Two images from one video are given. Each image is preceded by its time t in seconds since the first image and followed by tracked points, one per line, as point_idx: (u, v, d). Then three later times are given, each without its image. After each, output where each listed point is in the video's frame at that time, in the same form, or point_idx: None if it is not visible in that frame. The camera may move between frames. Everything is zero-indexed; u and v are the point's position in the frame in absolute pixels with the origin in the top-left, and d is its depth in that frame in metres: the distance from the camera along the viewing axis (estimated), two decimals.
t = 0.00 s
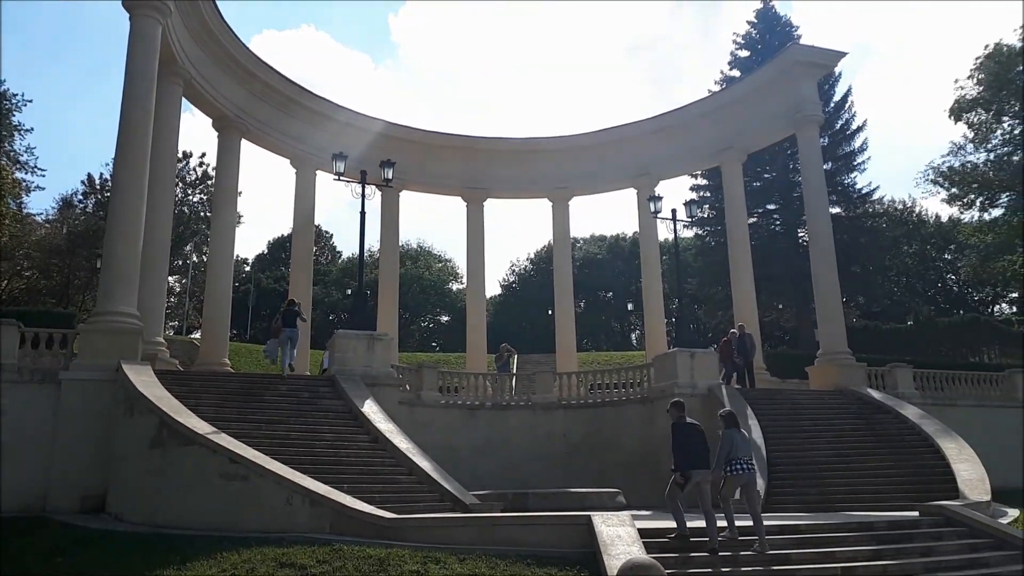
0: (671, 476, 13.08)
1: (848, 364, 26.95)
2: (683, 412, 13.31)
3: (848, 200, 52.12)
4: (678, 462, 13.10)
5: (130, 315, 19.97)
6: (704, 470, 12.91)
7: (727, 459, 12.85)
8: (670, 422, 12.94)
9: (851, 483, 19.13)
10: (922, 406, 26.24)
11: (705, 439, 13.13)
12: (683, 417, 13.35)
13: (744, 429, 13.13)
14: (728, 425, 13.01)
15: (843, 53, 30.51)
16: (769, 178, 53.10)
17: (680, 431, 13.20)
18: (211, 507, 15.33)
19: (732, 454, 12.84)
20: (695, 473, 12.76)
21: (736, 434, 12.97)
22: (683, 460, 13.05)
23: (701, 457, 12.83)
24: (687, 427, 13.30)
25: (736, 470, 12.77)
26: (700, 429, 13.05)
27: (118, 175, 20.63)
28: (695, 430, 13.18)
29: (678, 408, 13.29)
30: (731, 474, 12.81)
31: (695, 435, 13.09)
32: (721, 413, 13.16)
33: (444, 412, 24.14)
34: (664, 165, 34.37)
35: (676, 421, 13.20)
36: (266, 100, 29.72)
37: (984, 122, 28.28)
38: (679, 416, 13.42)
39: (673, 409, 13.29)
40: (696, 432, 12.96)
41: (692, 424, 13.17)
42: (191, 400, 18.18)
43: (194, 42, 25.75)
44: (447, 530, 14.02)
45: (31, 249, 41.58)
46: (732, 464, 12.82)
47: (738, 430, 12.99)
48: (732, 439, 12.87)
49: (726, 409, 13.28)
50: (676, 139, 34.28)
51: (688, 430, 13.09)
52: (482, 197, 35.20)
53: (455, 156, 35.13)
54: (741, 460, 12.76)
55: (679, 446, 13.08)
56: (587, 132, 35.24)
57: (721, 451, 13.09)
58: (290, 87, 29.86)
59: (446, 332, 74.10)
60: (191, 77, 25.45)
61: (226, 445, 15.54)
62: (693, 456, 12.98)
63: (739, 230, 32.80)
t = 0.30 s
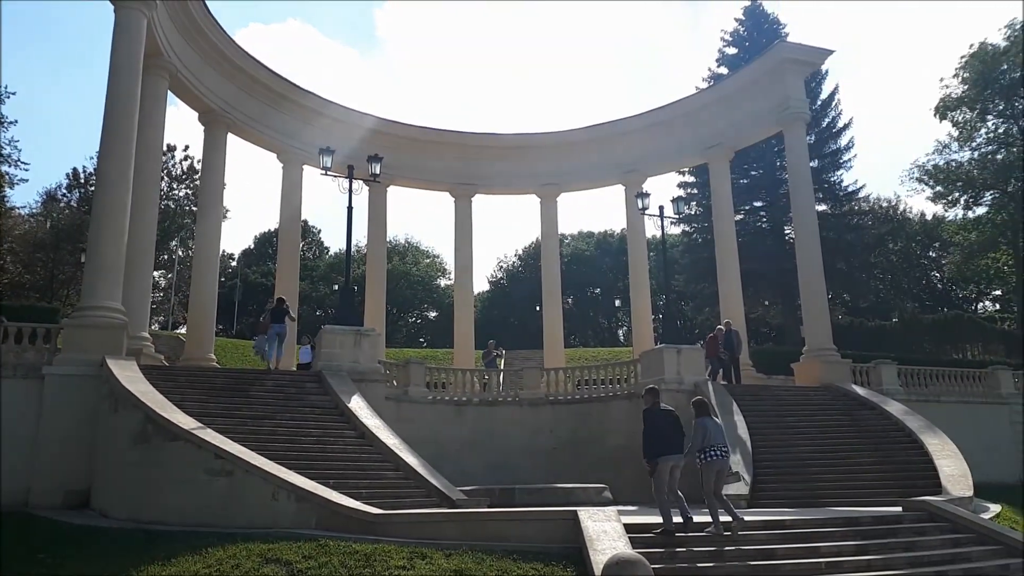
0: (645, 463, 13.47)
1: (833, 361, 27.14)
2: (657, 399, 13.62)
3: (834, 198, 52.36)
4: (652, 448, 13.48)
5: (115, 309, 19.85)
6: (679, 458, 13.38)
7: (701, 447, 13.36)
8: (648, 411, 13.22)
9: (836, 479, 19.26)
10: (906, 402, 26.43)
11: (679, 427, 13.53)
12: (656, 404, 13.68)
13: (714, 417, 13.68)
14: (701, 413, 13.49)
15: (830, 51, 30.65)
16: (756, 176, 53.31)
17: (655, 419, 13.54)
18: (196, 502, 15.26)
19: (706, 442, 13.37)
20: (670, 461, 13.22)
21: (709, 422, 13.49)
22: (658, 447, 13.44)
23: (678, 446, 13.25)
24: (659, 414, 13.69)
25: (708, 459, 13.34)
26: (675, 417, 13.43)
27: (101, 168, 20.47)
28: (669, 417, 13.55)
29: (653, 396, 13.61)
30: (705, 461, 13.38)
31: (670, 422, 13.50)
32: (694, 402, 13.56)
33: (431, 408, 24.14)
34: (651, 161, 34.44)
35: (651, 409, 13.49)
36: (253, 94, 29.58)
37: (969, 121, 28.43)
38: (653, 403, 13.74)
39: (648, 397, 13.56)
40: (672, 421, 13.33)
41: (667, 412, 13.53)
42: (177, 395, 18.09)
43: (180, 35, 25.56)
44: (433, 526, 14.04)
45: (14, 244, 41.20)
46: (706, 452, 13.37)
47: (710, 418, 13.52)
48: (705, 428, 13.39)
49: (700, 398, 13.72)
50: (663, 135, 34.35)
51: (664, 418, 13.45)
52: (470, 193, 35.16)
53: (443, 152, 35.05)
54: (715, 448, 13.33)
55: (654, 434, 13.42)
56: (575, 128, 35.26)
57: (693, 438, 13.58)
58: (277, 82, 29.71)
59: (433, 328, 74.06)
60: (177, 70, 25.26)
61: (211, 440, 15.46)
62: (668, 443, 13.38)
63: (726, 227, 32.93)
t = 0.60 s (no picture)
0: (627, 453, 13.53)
1: (819, 359, 27.30)
2: (641, 392, 13.91)
3: (822, 198, 52.57)
4: (635, 439, 13.59)
5: (101, 300, 19.72)
6: (661, 450, 13.67)
7: (684, 441, 13.83)
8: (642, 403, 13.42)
9: (820, 476, 19.38)
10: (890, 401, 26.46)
11: (661, 421, 13.85)
12: (639, 398, 13.96)
13: (690, 414, 14.29)
14: (683, 409, 14.03)
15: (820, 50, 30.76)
16: (746, 174, 53.49)
17: (639, 412, 13.76)
18: (181, 494, 15.19)
19: (687, 436, 13.86)
20: (655, 452, 13.45)
21: (688, 418, 14.07)
22: (642, 438, 13.58)
23: (663, 439, 13.55)
24: (640, 409, 13.96)
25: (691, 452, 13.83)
26: (659, 411, 13.79)
27: (88, 158, 20.30)
28: (653, 411, 13.85)
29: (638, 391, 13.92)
30: (685, 455, 13.85)
31: (653, 416, 13.79)
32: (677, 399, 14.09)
33: (418, 402, 24.14)
34: (642, 158, 34.49)
35: (638, 401, 13.71)
36: (243, 86, 29.41)
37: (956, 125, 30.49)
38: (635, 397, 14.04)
39: (636, 390, 13.78)
40: (658, 414, 13.66)
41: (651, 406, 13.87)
42: (163, 386, 18.00)
43: (169, 24, 25.34)
44: (419, 520, 14.05)
45: None
46: (688, 446, 13.87)
47: (690, 415, 14.09)
48: (687, 423, 13.92)
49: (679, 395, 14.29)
50: (654, 132, 34.39)
51: (650, 412, 13.72)
52: (460, 187, 35.10)
53: (434, 146, 34.98)
54: (695, 443, 13.88)
55: (639, 426, 13.62)
56: (566, 124, 35.27)
57: (672, 433, 14.03)
58: (266, 73, 29.52)
59: (422, 322, 73.97)
60: (166, 60, 25.05)
61: (196, 433, 15.39)
62: (652, 435, 13.62)
63: (715, 225, 33.04)
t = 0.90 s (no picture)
0: (607, 434, 14.04)
1: (806, 349, 27.49)
2: (624, 376, 14.37)
3: (812, 189, 52.72)
4: (615, 421, 14.09)
5: (88, 283, 19.64)
6: (640, 431, 14.21)
7: (661, 423, 14.40)
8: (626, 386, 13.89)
9: (806, 465, 19.54)
10: (876, 391, 26.69)
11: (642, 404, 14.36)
12: (621, 381, 14.44)
13: (669, 398, 14.83)
14: (662, 394, 14.56)
15: (812, 41, 30.77)
16: (736, 165, 53.60)
17: (621, 394, 14.23)
18: (168, 478, 15.18)
19: (665, 419, 14.44)
20: (635, 434, 13.98)
21: (667, 403, 14.61)
22: (623, 419, 14.08)
23: (643, 421, 14.08)
24: (622, 391, 14.44)
25: (669, 435, 14.41)
26: (640, 395, 14.29)
27: (76, 140, 20.18)
28: (634, 394, 14.34)
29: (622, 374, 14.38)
30: (662, 437, 14.44)
31: (634, 399, 14.29)
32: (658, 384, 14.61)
33: (407, 388, 24.19)
34: (633, 147, 34.50)
35: (621, 384, 14.18)
36: (234, 69, 29.24)
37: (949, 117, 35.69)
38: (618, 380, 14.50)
39: (619, 373, 14.23)
40: (640, 397, 14.16)
41: (633, 389, 14.36)
42: (150, 370, 17.96)
43: (158, 6, 25.12)
44: (406, 505, 14.13)
45: None
46: (665, 429, 14.46)
47: (669, 399, 14.63)
48: (666, 407, 14.49)
49: (660, 380, 14.82)
50: (645, 121, 34.40)
51: (632, 394, 14.22)
52: (451, 174, 35.01)
53: (425, 132, 34.88)
54: (672, 426, 14.47)
55: (620, 408, 14.11)
56: (558, 112, 35.22)
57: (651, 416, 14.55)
58: (257, 56, 29.35)
59: (411, 309, 73.97)
60: (155, 42, 24.84)
61: (184, 416, 15.38)
62: (633, 417, 14.13)
63: (704, 215, 33.09)
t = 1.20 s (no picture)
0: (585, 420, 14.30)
1: (789, 341, 27.69)
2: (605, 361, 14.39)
3: (797, 181, 52.94)
4: (594, 407, 14.31)
5: (70, 267, 19.45)
6: (616, 417, 14.37)
7: (636, 410, 14.50)
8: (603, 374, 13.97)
9: (787, 456, 19.73)
10: (857, 384, 26.93)
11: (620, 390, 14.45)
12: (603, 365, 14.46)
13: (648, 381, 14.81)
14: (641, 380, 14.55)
15: (800, 34, 30.83)
16: (722, 157, 53.77)
17: (600, 381, 14.35)
18: (150, 464, 15.10)
19: (640, 406, 14.52)
20: (611, 420, 14.20)
21: (645, 388, 14.62)
22: (600, 406, 14.29)
23: (620, 408, 14.26)
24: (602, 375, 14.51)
25: (643, 421, 14.54)
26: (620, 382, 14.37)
27: (58, 121, 19.93)
28: (614, 380, 14.42)
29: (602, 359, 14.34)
30: (637, 422, 14.58)
31: (613, 385, 14.42)
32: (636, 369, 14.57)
33: (391, 376, 24.17)
34: (620, 138, 34.51)
35: (600, 371, 14.25)
36: (219, 52, 28.94)
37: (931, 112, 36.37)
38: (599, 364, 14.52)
39: (599, 359, 14.27)
40: (618, 386, 14.25)
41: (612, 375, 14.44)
42: (132, 355, 17.84)
43: None
44: (389, 493, 14.15)
45: None
46: (639, 415, 14.58)
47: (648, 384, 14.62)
48: (642, 393, 14.52)
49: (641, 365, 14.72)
50: (633, 112, 34.39)
51: (610, 381, 14.31)
52: (438, 162, 34.86)
53: (412, 119, 34.68)
54: (648, 411, 14.57)
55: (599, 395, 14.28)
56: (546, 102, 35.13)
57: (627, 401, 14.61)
58: (242, 40, 29.06)
59: (396, 297, 73.81)
60: (139, 23, 24.52)
61: (166, 402, 15.29)
62: (611, 404, 14.29)
63: (690, 207, 33.18)
